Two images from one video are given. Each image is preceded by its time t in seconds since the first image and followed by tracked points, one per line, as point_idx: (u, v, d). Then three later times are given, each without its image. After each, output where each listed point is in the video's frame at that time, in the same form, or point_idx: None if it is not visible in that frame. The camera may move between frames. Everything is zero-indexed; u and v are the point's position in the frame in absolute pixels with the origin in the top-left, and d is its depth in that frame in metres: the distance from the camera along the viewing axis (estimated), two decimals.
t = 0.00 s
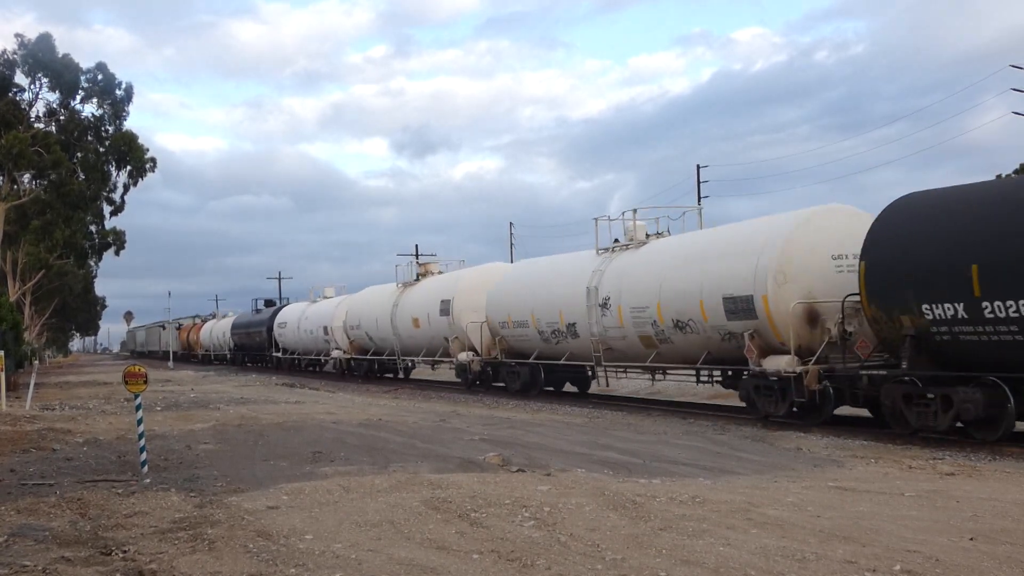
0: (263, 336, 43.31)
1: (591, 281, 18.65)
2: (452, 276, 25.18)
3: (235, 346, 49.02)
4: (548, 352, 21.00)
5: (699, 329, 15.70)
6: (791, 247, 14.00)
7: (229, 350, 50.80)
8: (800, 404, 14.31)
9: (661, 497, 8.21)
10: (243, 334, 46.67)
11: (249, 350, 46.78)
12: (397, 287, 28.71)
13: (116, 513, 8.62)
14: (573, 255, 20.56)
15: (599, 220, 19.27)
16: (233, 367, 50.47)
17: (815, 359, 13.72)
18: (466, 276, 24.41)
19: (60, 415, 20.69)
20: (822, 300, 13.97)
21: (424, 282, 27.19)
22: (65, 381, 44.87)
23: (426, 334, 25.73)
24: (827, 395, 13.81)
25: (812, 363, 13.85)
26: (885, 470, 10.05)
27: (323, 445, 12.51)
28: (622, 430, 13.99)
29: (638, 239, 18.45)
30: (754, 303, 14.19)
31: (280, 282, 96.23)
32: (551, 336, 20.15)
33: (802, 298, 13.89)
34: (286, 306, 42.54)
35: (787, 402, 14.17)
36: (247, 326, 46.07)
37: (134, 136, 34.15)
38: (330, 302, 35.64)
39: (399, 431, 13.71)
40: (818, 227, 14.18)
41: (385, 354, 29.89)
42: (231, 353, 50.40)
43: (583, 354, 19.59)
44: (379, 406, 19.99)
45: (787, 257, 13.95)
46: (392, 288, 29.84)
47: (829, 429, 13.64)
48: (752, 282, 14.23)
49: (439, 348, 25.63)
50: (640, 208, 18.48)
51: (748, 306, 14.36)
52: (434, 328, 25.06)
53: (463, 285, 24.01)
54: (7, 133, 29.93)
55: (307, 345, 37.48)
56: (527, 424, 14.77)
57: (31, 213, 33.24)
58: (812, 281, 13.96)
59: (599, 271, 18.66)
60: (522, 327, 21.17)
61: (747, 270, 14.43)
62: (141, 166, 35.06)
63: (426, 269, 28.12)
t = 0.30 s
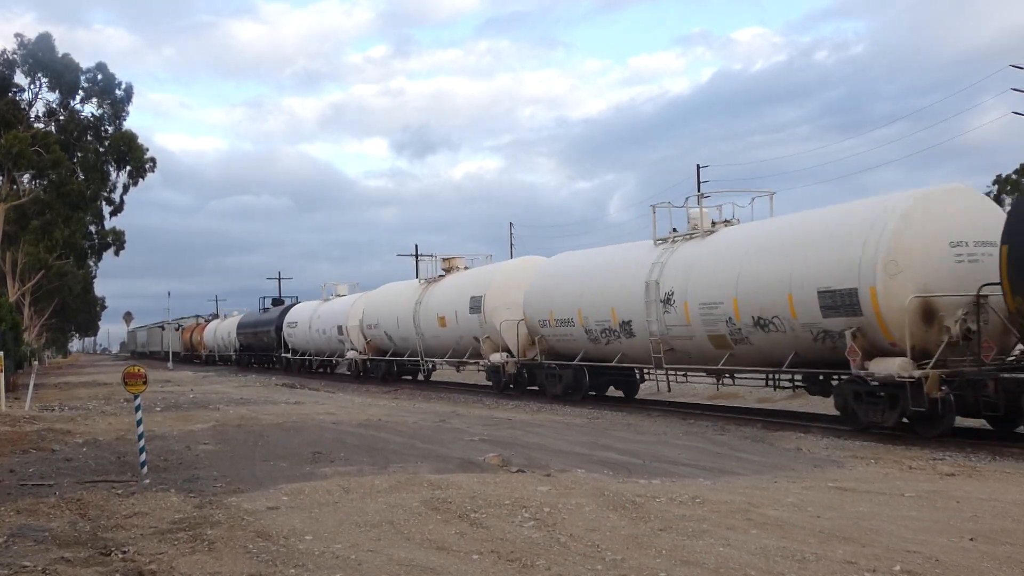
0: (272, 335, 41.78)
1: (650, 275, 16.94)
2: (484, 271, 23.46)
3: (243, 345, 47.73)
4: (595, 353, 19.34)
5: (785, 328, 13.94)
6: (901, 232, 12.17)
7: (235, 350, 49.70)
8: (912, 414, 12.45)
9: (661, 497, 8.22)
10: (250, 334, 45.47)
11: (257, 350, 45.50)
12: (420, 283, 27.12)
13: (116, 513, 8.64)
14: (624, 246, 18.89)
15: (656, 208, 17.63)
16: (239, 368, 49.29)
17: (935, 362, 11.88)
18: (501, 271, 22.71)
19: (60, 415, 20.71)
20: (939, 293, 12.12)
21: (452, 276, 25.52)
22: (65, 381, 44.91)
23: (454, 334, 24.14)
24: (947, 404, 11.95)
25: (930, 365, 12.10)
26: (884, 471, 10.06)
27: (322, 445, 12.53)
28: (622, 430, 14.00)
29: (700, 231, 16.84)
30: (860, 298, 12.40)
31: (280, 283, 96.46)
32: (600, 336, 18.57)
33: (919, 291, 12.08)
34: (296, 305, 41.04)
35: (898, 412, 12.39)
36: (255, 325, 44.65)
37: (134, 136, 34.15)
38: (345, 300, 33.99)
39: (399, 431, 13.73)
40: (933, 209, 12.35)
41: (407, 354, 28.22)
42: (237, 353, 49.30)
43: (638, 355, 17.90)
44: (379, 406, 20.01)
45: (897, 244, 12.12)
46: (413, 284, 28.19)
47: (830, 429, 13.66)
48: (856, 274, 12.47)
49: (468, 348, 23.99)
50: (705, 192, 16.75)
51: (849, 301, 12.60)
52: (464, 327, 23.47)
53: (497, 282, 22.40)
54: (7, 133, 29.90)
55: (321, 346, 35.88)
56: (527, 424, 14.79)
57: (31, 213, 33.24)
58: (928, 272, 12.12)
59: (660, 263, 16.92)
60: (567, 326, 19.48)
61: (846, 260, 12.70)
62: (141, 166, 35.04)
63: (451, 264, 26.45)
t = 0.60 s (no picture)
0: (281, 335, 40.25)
1: (725, 265, 15.18)
2: (520, 265, 21.65)
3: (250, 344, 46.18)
4: (652, 353, 17.61)
5: (897, 323, 12.24)
6: None
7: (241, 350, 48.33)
8: None
9: (661, 497, 8.23)
10: (258, 332, 44.01)
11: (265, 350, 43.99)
12: (446, 278, 25.33)
13: (116, 513, 8.65)
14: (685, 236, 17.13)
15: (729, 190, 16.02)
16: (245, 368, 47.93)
17: None
18: (541, 265, 20.91)
19: (60, 415, 20.73)
20: None
21: (483, 271, 23.68)
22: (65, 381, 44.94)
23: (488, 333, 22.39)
24: None
25: None
26: (884, 471, 10.07)
27: (322, 445, 12.54)
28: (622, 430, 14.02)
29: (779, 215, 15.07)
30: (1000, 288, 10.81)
31: (280, 283, 96.69)
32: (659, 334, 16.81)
33: None
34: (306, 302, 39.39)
35: None
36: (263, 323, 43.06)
37: (134, 136, 34.15)
38: (361, 297, 32.20)
39: (399, 431, 13.74)
40: None
41: (432, 355, 26.46)
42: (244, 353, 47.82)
43: (707, 356, 16.12)
44: (379, 406, 20.03)
45: None
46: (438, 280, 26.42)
47: (830, 429, 13.67)
48: (995, 259, 10.83)
49: (504, 347, 22.19)
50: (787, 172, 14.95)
51: (983, 292, 11.00)
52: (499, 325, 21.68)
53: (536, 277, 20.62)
54: (7, 133, 29.87)
55: (336, 345, 34.22)
56: (527, 424, 14.81)
57: (31, 214, 33.23)
58: None
59: (733, 252, 15.20)
60: (622, 324, 17.73)
61: (979, 244, 11.04)
62: (141, 166, 35.03)
63: (481, 257, 24.57)
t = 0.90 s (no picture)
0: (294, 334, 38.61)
1: (818, 253, 13.26)
2: (562, 259, 19.84)
3: (261, 344, 44.52)
4: (721, 353, 15.69)
5: None
6: None
7: (251, 350, 46.79)
8: None
9: (661, 497, 8.21)
10: (267, 332, 42.44)
11: (276, 350, 42.38)
12: (476, 272, 23.54)
13: (115, 513, 8.63)
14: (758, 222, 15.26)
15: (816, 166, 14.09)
16: (256, 370, 46.38)
17: None
18: (586, 258, 19.12)
19: (60, 415, 20.71)
20: None
21: (520, 266, 21.86)
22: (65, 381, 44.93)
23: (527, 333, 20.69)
24: None
25: None
26: (885, 470, 10.05)
27: (322, 445, 12.51)
28: (622, 430, 13.99)
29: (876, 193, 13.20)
30: None
31: (281, 282, 96.79)
32: (736, 332, 14.90)
33: None
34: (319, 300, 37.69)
35: None
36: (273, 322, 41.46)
37: (134, 136, 34.16)
38: (382, 294, 30.42)
39: (399, 431, 13.72)
40: None
41: (461, 355, 24.67)
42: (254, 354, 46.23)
43: (791, 357, 14.24)
44: (378, 406, 20.01)
45: None
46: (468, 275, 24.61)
47: (830, 429, 13.64)
48: None
49: (543, 347, 20.55)
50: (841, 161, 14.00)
51: None
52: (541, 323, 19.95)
53: (583, 272, 18.92)
54: (8, 133, 29.86)
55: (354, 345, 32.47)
56: (527, 424, 14.79)
57: (31, 214, 33.20)
58: None
59: (828, 237, 13.29)
60: (688, 320, 15.85)
61: None
62: (142, 166, 35.01)
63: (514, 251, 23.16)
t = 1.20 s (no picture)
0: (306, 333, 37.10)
1: (939, 239, 11.60)
2: (614, 252, 18.20)
3: (269, 344, 43.08)
4: (811, 355, 14.01)
5: None
6: None
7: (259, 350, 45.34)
8: None
9: (661, 497, 8.21)
10: (277, 331, 41.01)
11: (286, 351, 40.95)
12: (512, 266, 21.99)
13: (116, 513, 8.63)
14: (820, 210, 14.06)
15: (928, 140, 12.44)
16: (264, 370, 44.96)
17: None
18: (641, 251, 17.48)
19: (60, 415, 20.71)
20: None
21: (564, 259, 20.32)
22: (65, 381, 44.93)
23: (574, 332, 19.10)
24: None
25: None
26: (885, 471, 10.05)
27: (322, 446, 12.52)
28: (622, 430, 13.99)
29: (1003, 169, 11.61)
30: None
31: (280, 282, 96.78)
32: (834, 330, 13.20)
33: None
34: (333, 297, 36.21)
35: None
36: (284, 321, 40.03)
37: (134, 136, 34.16)
38: (404, 291, 28.90)
39: (399, 431, 13.72)
40: None
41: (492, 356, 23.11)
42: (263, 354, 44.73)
43: (903, 358, 12.59)
44: (378, 406, 20.00)
45: None
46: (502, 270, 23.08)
47: (830, 429, 13.65)
48: None
49: (591, 347, 19.01)
50: (926, 140, 12.51)
51: None
52: (592, 320, 18.31)
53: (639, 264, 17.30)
54: (7, 133, 29.85)
55: (372, 345, 30.97)
56: (527, 424, 14.79)
57: (31, 213, 33.19)
58: None
59: (951, 221, 11.59)
60: (771, 319, 14.10)
61: None
62: (141, 166, 35.02)
63: (551, 243, 21.71)
